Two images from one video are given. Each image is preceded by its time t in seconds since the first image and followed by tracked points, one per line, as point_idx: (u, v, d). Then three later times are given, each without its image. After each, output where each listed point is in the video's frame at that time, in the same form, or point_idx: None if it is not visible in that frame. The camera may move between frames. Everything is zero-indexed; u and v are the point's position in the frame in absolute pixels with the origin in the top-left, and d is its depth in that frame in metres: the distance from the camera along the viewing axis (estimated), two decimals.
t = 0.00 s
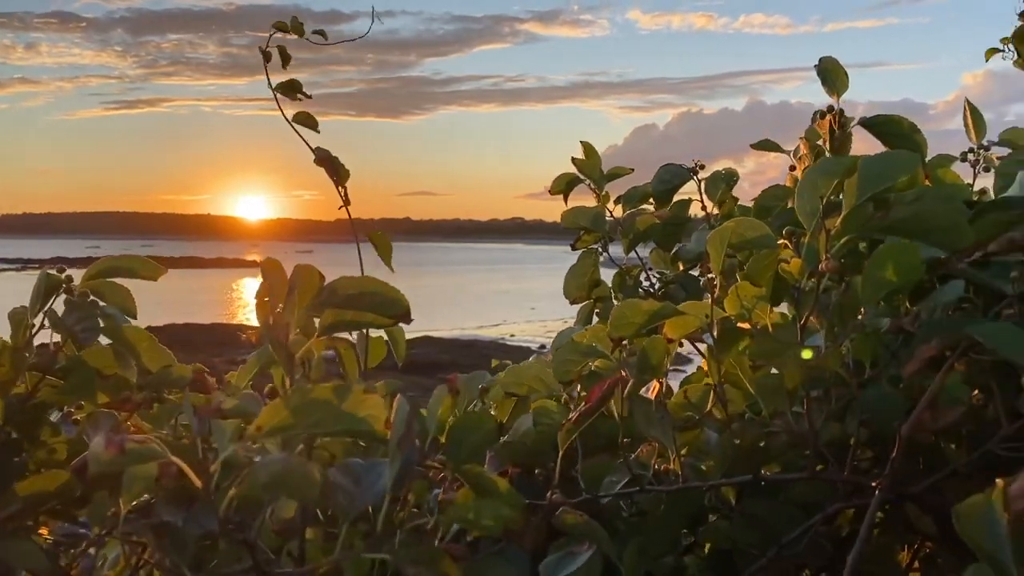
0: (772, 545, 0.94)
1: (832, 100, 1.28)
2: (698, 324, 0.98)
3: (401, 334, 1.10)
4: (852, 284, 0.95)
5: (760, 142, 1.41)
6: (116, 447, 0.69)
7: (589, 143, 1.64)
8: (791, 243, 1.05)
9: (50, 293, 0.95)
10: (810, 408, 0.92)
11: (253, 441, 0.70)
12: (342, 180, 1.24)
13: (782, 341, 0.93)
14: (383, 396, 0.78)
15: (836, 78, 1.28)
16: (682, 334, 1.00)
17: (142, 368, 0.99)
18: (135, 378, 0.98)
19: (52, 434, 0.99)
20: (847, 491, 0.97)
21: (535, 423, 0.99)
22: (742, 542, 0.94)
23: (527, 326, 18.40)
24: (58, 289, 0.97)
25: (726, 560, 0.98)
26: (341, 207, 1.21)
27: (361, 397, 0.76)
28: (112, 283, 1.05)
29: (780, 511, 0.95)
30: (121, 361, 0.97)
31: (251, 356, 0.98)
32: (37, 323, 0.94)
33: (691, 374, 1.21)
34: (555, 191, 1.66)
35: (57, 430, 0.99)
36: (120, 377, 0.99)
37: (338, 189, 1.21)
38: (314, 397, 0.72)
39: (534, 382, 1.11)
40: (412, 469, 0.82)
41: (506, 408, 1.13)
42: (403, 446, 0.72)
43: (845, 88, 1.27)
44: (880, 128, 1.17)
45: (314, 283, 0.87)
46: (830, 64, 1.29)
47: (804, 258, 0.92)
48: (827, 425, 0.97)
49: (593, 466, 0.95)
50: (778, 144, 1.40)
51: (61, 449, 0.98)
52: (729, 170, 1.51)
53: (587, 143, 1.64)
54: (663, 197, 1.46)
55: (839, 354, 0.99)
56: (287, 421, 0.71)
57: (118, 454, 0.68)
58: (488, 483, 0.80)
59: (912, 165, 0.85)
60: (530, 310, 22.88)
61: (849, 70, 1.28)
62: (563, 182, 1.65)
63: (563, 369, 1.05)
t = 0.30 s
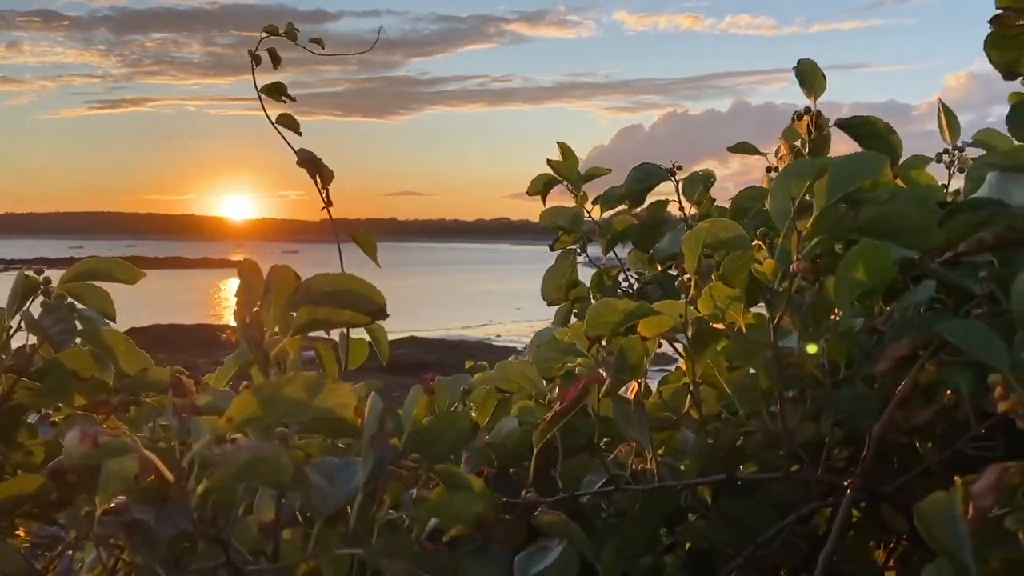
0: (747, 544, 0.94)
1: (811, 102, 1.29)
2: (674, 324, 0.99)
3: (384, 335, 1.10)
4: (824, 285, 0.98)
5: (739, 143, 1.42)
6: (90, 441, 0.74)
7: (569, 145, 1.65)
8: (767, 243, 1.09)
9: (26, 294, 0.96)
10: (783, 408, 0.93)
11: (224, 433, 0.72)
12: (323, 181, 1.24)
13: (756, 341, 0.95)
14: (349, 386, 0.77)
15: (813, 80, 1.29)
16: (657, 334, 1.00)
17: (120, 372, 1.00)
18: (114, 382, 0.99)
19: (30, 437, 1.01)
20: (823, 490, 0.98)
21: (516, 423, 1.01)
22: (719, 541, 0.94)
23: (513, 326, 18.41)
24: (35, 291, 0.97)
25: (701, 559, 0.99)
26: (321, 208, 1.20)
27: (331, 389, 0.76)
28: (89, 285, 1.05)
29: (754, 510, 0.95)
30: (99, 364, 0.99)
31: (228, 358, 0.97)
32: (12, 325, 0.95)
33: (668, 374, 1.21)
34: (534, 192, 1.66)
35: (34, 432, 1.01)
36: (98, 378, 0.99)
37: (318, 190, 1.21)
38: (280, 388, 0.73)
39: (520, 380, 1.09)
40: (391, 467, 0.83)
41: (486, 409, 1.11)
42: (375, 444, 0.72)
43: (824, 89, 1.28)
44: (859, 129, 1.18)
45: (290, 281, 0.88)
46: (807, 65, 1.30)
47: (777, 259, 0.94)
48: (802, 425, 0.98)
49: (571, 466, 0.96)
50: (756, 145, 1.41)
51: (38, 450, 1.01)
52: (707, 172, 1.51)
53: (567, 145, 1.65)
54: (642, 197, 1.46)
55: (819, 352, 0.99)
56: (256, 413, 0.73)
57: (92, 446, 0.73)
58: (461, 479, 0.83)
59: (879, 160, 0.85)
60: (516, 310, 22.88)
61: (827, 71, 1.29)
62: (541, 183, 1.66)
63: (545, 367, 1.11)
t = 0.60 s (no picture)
0: (725, 541, 0.96)
1: (784, 102, 1.30)
2: (649, 320, 1.02)
3: (361, 335, 1.12)
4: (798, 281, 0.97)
5: (720, 143, 1.42)
6: (70, 430, 0.71)
7: (553, 145, 1.65)
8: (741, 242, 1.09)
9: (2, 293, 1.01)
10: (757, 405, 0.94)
11: (204, 425, 0.71)
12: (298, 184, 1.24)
13: (731, 338, 0.99)
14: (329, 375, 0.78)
15: (787, 81, 1.30)
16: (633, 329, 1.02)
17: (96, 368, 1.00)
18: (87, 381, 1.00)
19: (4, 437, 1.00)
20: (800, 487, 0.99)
21: (494, 424, 1.02)
22: (696, 537, 0.96)
23: (499, 327, 18.40)
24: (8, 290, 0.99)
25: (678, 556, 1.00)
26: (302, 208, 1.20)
27: (310, 380, 0.76)
28: (64, 283, 1.05)
29: (729, 507, 0.96)
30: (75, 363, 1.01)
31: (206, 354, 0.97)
32: None
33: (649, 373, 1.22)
34: (518, 193, 1.66)
35: (9, 432, 1.00)
36: (70, 377, 1.01)
37: (298, 190, 1.21)
38: (261, 380, 0.74)
39: (493, 382, 1.12)
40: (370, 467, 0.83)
41: (466, 409, 1.13)
42: (357, 438, 0.71)
43: (797, 91, 1.29)
44: (831, 129, 1.19)
45: (271, 278, 0.87)
46: (779, 68, 1.30)
47: (750, 257, 0.93)
48: (781, 424, 1.01)
49: (550, 466, 0.96)
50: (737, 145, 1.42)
51: (12, 450, 1.00)
52: (688, 172, 1.52)
53: (552, 145, 1.65)
54: (622, 197, 1.47)
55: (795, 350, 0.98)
56: (235, 404, 0.72)
57: (72, 436, 0.71)
58: (440, 476, 0.84)
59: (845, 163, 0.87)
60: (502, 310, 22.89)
61: (799, 74, 1.30)
62: (526, 184, 1.66)
63: (517, 368, 1.08)
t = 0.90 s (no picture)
0: (698, 540, 0.96)
1: (761, 100, 1.31)
2: (622, 319, 1.01)
3: (339, 335, 1.13)
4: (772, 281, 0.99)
5: (699, 142, 1.43)
6: (26, 433, 0.73)
7: (535, 144, 1.64)
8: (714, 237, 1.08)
9: None
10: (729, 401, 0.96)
11: (167, 429, 0.70)
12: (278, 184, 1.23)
13: (704, 339, 1.01)
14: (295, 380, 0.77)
15: (766, 80, 1.30)
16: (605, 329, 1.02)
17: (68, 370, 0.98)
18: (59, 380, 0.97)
19: None
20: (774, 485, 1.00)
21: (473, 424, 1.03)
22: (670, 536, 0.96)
23: (484, 327, 18.39)
24: None
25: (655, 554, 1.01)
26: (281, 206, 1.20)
27: (275, 383, 0.75)
28: (38, 282, 1.06)
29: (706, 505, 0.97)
30: (49, 361, 0.99)
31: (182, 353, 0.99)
32: None
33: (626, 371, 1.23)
34: (499, 191, 1.66)
35: None
36: (43, 377, 0.98)
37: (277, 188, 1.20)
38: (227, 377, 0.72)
39: (472, 381, 1.10)
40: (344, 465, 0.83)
41: (442, 409, 1.11)
42: (323, 441, 0.75)
43: (776, 88, 1.30)
44: (811, 125, 1.19)
45: (243, 275, 0.87)
46: (758, 64, 1.30)
47: (725, 254, 0.96)
48: (753, 421, 1.01)
49: (528, 465, 0.97)
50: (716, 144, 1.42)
51: None
52: (666, 170, 1.53)
53: (534, 143, 1.65)
54: (603, 196, 1.47)
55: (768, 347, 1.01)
56: (200, 405, 0.70)
57: (29, 438, 0.72)
58: (413, 479, 0.84)
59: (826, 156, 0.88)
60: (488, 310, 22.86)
61: (778, 71, 1.30)
62: (507, 182, 1.66)
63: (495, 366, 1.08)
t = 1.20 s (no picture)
0: (672, 540, 0.96)
1: (738, 97, 1.31)
2: (593, 316, 1.03)
3: (319, 335, 1.10)
4: (744, 279, 1.04)
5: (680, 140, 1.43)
6: None
7: (519, 143, 1.64)
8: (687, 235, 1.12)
9: None
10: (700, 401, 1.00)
11: (121, 425, 0.73)
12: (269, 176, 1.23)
13: (679, 337, 1.03)
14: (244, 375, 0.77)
15: (743, 79, 1.31)
16: (579, 326, 1.04)
17: (26, 368, 0.98)
18: (17, 379, 0.96)
19: None
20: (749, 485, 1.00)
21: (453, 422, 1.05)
22: (644, 536, 0.96)
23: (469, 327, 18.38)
24: None
25: (631, 553, 1.01)
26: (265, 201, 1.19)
27: (230, 381, 0.76)
28: None
29: (682, 504, 0.97)
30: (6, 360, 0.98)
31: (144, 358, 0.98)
32: None
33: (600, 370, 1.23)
34: (483, 190, 1.66)
35: None
36: None
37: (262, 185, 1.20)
38: (181, 374, 0.75)
39: (452, 377, 1.14)
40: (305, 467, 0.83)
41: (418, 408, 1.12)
42: (286, 441, 0.76)
43: (752, 88, 1.30)
44: (788, 124, 1.20)
45: (207, 268, 0.86)
46: (736, 64, 1.31)
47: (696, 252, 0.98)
48: (728, 421, 1.02)
49: (504, 466, 0.97)
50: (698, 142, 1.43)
51: None
52: (647, 171, 1.53)
53: (518, 142, 1.64)
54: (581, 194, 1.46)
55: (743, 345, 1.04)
56: (155, 403, 0.74)
57: None
58: (379, 480, 0.88)
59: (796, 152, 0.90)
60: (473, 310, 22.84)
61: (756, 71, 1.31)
62: (490, 182, 1.65)
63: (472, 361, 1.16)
